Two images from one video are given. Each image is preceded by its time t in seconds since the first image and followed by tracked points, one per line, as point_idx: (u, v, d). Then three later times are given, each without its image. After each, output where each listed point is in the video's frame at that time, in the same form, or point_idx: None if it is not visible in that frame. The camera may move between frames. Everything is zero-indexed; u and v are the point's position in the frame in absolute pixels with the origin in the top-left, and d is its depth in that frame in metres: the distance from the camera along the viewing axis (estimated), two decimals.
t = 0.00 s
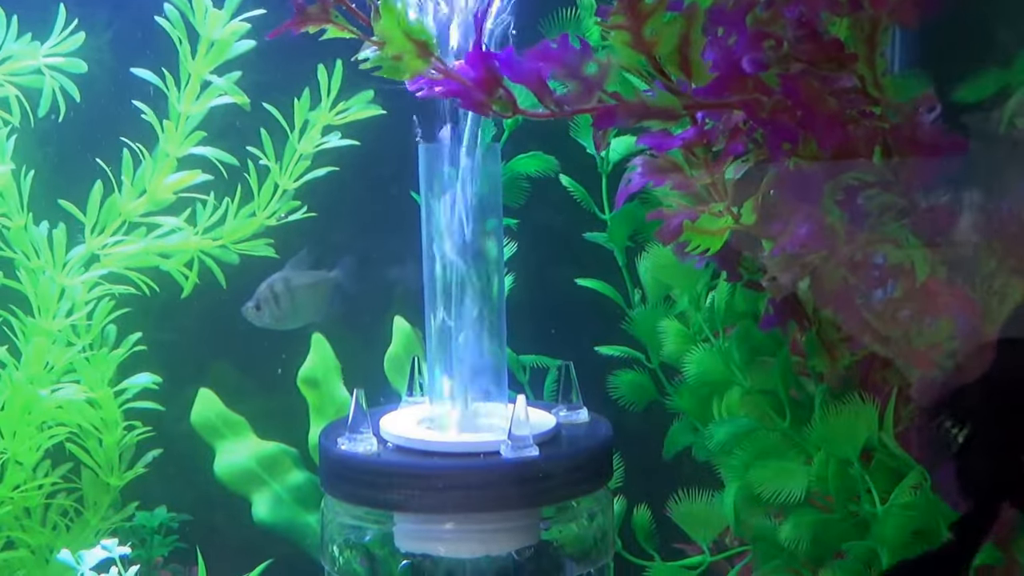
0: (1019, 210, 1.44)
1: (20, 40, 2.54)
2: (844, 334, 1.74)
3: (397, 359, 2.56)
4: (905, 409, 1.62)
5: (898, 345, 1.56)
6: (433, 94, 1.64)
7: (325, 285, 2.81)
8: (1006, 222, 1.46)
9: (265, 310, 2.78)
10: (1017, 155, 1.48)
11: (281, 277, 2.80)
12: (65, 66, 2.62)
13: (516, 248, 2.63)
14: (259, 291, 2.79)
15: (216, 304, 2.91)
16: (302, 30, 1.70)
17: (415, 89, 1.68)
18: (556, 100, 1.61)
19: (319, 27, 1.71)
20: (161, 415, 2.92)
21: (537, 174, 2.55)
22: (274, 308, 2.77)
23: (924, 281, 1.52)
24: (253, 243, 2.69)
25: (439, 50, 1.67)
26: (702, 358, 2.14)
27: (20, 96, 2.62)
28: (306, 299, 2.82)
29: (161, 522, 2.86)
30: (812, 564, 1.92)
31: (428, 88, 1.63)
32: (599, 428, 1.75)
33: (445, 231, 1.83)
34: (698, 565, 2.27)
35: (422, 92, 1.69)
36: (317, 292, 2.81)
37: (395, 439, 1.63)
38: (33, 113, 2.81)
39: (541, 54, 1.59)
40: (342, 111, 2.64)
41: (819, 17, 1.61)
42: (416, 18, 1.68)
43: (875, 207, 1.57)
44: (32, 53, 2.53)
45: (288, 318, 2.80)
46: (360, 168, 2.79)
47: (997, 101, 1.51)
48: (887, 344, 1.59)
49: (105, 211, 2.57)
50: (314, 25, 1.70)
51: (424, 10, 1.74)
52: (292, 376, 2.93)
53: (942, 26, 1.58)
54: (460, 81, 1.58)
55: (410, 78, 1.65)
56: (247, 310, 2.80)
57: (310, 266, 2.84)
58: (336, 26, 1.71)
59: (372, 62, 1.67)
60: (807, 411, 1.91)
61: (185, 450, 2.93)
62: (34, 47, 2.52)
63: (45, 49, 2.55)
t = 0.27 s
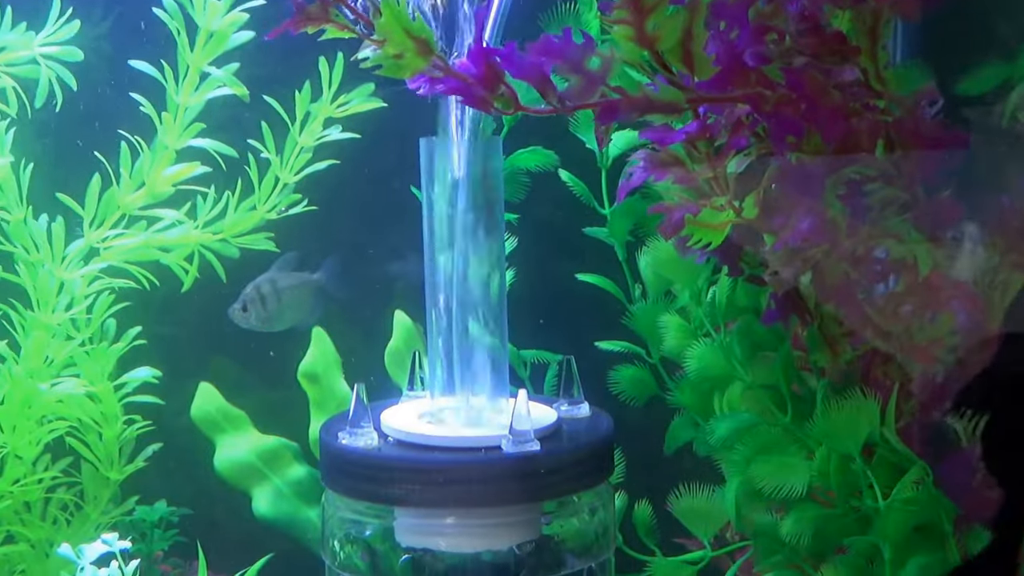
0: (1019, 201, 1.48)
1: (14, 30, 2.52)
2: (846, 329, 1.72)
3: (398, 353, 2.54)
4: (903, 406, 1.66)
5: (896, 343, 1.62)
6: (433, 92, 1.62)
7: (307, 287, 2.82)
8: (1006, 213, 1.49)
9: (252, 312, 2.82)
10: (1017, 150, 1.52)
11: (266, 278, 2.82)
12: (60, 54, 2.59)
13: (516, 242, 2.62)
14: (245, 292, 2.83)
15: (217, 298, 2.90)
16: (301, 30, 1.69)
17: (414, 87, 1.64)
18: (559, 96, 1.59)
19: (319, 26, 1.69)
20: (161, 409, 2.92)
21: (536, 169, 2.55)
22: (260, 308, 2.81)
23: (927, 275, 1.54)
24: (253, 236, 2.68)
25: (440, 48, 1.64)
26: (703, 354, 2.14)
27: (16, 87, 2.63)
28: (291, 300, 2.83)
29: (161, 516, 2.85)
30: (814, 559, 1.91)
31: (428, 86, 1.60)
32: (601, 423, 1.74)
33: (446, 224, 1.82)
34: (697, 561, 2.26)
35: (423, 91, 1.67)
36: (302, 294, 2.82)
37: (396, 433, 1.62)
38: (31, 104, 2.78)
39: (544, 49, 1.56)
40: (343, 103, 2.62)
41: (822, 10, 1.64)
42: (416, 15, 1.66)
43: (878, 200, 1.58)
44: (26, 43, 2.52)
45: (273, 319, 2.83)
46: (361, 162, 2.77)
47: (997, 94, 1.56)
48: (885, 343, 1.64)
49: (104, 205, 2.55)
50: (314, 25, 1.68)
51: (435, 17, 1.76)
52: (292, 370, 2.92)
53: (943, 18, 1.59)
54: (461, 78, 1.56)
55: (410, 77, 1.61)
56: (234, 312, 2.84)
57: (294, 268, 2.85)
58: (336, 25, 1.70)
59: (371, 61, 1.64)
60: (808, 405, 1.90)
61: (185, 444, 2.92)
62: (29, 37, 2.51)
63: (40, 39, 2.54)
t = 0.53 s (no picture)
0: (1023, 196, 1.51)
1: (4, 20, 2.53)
2: (847, 325, 1.75)
3: (398, 349, 2.54)
4: (906, 403, 1.70)
5: (899, 339, 1.65)
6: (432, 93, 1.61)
7: (297, 291, 2.84)
8: (1010, 209, 1.52)
9: (229, 315, 2.77)
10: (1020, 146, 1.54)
11: (247, 284, 2.79)
12: (51, 41, 2.58)
13: (516, 238, 2.61)
14: (226, 297, 2.79)
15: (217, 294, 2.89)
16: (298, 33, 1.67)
17: (414, 89, 1.63)
18: (559, 96, 1.59)
19: (316, 28, 1.67)
20: (161, 405, 2.91)
21: (537, 165, 2.53)
22: (238, 314, 2.77)
23: (929, 270, 1.57)
24: (253, 232, 2.67)
25: (439, 48, 1.63)
26: (704, 350, 2.10)
27: (9, 76, 2.62)
28: (273, 306, 2.82)
29: (162, 511, 2.84)
30: (815, 555, 1.94)
31: (427, 87, 1.59)
32: (602, 419, 1.74)
33: (447, 222, 1.81)
34: (699, 557, 2.24)
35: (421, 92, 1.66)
36: (292, 297, 2.84)
37: (397, 429, 1.61)
38: (25, 95, 2.78)
39: (543, 50, 1.56)
40: (344, 98, 2.61)
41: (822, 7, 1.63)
42: (416, 17, 1.64)
43: (880, 195, 1.62)
44: (16, 33, 2.52)
45: (255, 324, 2.80)
46: (362, 158, 2.76)
47: (999, 90, 1.57)
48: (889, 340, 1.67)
49: (103, 199, 2.55)
50: (312, 26, 1.66)
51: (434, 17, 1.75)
52: (292, 366, 2.91)
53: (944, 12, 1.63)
54: (461, 79, 1.56)
55: (410, 78, 1.59)
56: (212, 317, 2.79)
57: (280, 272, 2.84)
58: (335, 26, 1.68)
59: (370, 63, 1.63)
60: (810, 402, 1.92)
61: (185, 440, 2.91)
62: (18, 26, 2.52)
63: (29, 28, 2.54)
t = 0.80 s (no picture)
0: None
1: None
2: (848, 319, 1.74)
3: (397, 343, 2.53)
4: (908, 398, 1.71)
5: (901, 335, 1.64)
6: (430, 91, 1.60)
7: (272, 294, 2.83)
8: (1012, 202, 1.53)
9: (203, 321, 2.77)
10: (1021, 141, 1.53)
11: (220, 289, 2.79)
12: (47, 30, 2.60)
13: (516, 232, 2.60)
14: (200, 304, 2.79)
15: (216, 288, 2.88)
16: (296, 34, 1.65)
17: (412, 87, 1.61)
18: (558, 92, 1.58)
19: (314, 28, 1.66)
20: (160, 399, 2.90)
21: (536, 159, 2.52)
22: (212, 319, 2.77)
23: (931, 266, 1.57)
24: (251, 226, 2.67)
25: (437, 45, 1.61)
26: (704, 343, 2.12)
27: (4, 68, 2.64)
28: (248, 310, 2.82)
29: (161, 506, 2.84)
30: (815, 550, 1.94)
31: (425, 86, 1.58)
32: (602, 414, 1.73)
33: (447, 218, 1.81)
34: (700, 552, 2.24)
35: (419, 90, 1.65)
36: (269, 302, 2.83)
37: (396, 424, 1.60)
38: (19, 86, 2.78)
39: (542, 46, 1.56)
40: (343, 92, 2.61)
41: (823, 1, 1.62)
42: (414, 15, 1.63)
43: (881, 188, 1.61)
44: (10, 23, 2.54)
45: (230, 329, 2.81)
46: (361, 152, 2.74)
47: (1002, 81, 1.55)
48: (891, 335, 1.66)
49: (101, 192, 2.54)
50: (309, 27, 1.65)
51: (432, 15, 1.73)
52: (291, 360, 2.90)
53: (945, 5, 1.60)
54: (459, 77, 1.54)
55: (408, 77, 1.58)
56: (188, 324, 2.80)
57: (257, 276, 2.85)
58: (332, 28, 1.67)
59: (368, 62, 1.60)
60: (811, 396, 1.90)
61: (184, 435, 2.90)
62: (12, 17, 2.54)
63: (24, 18, 2.55)
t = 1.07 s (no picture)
0: None
1: None
2: (849, 315, 1.74)
3: (398, 339, 2.52)
4: (910, 394, 1.71)
5: (904, 330, 1.64)
6: (429, 84, 1.60)
7: (256, 295, 2.83)
8: (1014, 198, 1.50)
9: (188, 324, 2.76)
10: (1022, 135, 1.52)
11: (204, 292, 2.79)
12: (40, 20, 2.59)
13: (516, 228, 2.60)
14: (184, 307, 2.78)
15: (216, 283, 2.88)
16: (293, 28, 1.65)
17: (411, 81, 1.63)
18: (557, 86, 1.57)
19: (312, 23, 1.65)
20: (160, 394, 2.90)
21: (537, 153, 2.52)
22: (197, 322, 2.76)
23: (931, 261, 1.56)
24: (252, 221, 2.66)
25: (436, 38, 1.61)
26: (704, 339, 2.10)
27: None
28: (232, 313, 2.82)
29: (161, 501, 2.84)
30: (816, 545, 1.93)
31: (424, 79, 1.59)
32: (603, 410, 1.72)
33: (448, 211, 1.80)
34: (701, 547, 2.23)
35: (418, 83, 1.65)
36: (254, 303, 2.83)
37: (397, 419, 1.60)
38: (15, 78, 2.76)
39: (541, 40, 1.54)
40: (342, 88, 2.60)
41: None
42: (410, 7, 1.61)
43: (882, 184, 1.59)
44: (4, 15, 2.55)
45: (214, 331, 2.80)
46: (362, 147, 2.74)
47: (1002, 78, 1.55)
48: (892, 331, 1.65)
49: (101, 187, 2.53)
50: (306, 22, 1.64)
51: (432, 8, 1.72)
52: (291, 355, 2.89)
53: None
54: (458, 70, 1.54)
55: (406, 70, 1.59)
56: (171, 327, 2.78)
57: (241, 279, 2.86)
58: (329, 22, 1.65)
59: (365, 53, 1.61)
60: (813, 391, 1.89)
61: (184, 430, 2.89)
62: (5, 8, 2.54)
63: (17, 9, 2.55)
